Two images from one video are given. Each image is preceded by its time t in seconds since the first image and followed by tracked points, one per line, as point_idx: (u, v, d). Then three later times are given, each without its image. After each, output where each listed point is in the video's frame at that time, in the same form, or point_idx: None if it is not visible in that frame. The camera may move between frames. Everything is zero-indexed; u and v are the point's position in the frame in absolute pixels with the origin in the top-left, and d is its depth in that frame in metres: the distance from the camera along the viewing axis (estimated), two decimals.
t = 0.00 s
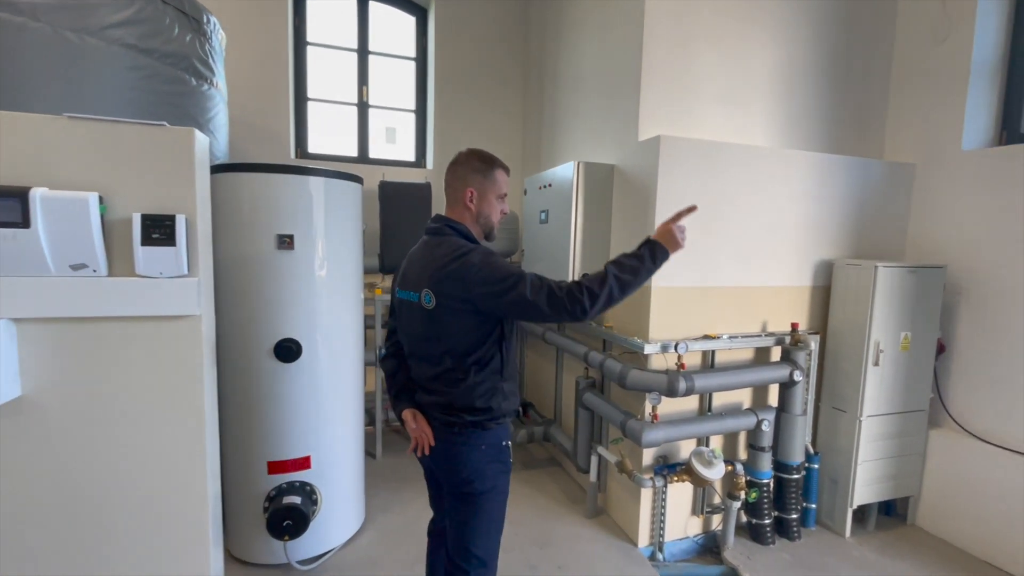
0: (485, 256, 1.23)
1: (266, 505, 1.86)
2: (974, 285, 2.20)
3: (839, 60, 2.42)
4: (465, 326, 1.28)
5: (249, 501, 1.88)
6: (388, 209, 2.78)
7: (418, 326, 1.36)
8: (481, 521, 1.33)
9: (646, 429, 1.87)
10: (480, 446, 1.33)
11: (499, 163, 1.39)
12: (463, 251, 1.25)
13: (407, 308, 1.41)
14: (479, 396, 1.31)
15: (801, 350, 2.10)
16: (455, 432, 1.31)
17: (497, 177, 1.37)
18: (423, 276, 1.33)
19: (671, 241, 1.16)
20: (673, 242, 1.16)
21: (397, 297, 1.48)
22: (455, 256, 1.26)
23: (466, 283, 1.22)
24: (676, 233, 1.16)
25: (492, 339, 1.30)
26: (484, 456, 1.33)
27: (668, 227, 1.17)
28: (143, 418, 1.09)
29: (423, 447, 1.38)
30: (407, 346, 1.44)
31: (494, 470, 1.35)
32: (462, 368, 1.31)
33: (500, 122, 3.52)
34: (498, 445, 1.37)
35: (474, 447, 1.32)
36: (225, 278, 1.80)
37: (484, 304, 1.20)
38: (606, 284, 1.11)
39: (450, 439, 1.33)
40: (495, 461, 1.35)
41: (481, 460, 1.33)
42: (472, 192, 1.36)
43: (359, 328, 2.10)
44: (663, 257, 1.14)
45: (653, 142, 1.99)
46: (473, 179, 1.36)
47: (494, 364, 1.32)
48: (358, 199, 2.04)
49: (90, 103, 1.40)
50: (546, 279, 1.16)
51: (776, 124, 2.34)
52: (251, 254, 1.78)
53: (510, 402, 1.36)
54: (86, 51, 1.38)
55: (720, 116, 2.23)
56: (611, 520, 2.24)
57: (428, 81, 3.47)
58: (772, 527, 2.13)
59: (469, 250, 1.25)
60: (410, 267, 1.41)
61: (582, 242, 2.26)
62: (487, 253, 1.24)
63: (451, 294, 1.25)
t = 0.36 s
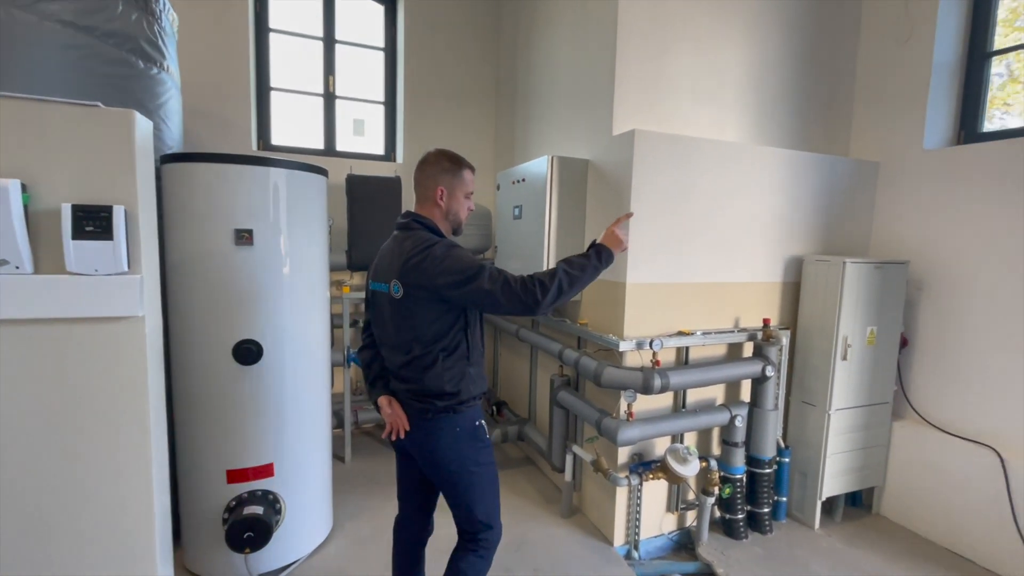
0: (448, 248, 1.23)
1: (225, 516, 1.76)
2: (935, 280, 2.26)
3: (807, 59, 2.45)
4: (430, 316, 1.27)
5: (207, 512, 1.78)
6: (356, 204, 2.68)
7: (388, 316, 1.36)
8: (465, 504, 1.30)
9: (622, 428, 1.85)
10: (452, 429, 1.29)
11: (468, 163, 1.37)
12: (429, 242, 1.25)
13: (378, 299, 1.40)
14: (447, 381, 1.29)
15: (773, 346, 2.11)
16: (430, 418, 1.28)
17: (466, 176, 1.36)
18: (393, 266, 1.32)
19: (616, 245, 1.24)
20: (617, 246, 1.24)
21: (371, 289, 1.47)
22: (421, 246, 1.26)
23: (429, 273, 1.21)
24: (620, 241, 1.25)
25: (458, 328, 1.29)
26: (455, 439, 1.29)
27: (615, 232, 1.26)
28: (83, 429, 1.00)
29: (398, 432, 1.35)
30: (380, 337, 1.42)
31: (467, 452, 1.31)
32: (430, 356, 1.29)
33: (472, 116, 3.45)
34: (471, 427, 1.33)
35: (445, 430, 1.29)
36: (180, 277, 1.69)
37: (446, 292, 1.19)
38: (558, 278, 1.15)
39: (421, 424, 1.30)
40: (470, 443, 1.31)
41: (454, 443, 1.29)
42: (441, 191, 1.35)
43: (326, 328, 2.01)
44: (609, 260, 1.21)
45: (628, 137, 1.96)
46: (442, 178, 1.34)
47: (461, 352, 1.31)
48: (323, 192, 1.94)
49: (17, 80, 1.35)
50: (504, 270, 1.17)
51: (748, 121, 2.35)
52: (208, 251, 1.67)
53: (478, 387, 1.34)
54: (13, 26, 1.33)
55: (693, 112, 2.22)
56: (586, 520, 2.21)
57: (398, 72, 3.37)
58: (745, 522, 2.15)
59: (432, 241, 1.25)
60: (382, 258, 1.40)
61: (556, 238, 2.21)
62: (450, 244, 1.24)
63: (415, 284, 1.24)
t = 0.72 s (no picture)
0: (456, 253, 1.25)
1: (188, 528, 1.66)
2: (906, 275, 2.31)
3: (784, 55, 2.47)
4: (431, 317, 1.28)
5: (168, 524, 1.67)
6: (327, 198, 2.57)
7: (381, 311, 1.32)
8: (464, 491, 1.33)
9: (605, 425, 1.82)
10: (453, 419, 1.32)
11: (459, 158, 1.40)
12: (436, 241, 1.26)
13: (367, 294, 1.36)
14: (448, 376, 1.31)
15: (752, 340, 2.12)
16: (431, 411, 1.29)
17: (458, 171, 1.39)
18: (391, 260, 1.30)
19: (600, 322, 1.37)
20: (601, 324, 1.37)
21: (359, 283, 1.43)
22: (427, 245, 1.26)
23: (436, 276, 1.23)
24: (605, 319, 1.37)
25: (456, 327, 1.33)
26: (457, 429, 1.32)
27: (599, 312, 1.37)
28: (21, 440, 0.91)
29: (395, 428, 1.32)
30: (369, 331, 1.40)
31: (467, 441, 1.34)
32: (428, 352, 1.30)
33: (448, 108, 3.37)
34: (469, 417, 1.36)
35: (448, 422, 1.31)
36: (136, 275, 1.58)
37: (453, 298, 1.22)
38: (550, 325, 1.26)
39: (422, 418, 1.30)
40: (469, 431, 1.35)
41: (454, 433, 1.32)
42: (436, 186, 1.37)
43: (297, 328, 1.93)
44: (591, 331, 1.34)
45: (609, 129, 1.93)
46: (435, 174, 1.36)
47: (458, 348, 1.35)
48: (292, 184, 1.85)
49: None
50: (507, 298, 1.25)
51: (726, 116, 2.35)
52: (165, 246, 1.56)
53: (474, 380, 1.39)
54: None
55: (674, 105, 2.21)
56: (567, 518, 2.18)
57: (371, 61, 3.26)
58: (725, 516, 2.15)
59: (440, 243, 1.26)
60: (372, 251, 1.37)
61: (536, 232, 2.17)
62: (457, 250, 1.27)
63: (421, 282, 1.24)
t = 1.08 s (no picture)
0: (500, 266, 1.31)
1: (157, 544, 1.56)
2: (890, 271, 2.33)
3: (769, 51, 2.46)
4: (469, 325, 1.32)
5: (133, 542, 1.57)
6: (305, 193, 2.46)
7: (416, 315, 1.33)
8: (486, 487, 1.39)
9: (596, 426, 1.78)
10: (477, 419, 1.37)
11: (500, 167, 1.43)
12: (480, 251, 1.30)
13: (400, 297, 1.36)
14: (479, 378, 1.38)
15: (742, 338, 2.10)
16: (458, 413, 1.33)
17: (498, 180, 1.42)
18: (429, 265, 1.31)
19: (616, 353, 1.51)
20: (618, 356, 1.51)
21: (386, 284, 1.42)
22: (471, 254, 1.30)
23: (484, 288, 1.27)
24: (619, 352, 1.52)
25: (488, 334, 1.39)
26: (480, 429, 1.36)
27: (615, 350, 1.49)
28: None
29: (413, 431, 1.36)
30: (397, 334, 1.40)
31: (488, 440, 1.39)
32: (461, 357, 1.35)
33: (430, 101, 3.29)
34: (493, 416, 1.41)
35: (474, 421, 1.36)
36: (98, 277, 1.47)
37: (498, 311, 1.29)
38: (582, 349, 1.38)
39: (446, 418, 1.34)
40: (492, 429, 1.40)
41: (477, 432, 1.37)
42: (476, 193, 1.39)
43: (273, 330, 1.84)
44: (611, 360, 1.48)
45: (599, 122, 1.88)
46: (476, 180, 1.39)
47: (487, 354, 1.42)
48: (267, 179, 1.75)
49: None
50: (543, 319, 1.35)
51: (713, 112, 2.33)
52: (129, 245, 1.45)
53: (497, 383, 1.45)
54: None
55: (662, 100, 2.17)
56: (557, 521, 2.14)
57: (349, 52, 3.15)
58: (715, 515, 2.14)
59: (484, 253, 1.31)
60: (406, 253, 1.36)
61: (523, 229, 2.11)
62: (500, 262, 1.32)
63: (465, 292, 1.28)
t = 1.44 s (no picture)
0: (561, 265, 1.33)
1: (129, 563, 1.47)
2: (882, 268, 2.32)
3: (761, 45, 2.43)
4: (524, 319, 1.33)
5: (102, 561, 1.47)
6: (286, 190, 2.37)
7: (471, 304, 1.32)
8: (510, 482, 1.38)
9: (592, 429, 1.72)
10: (509, 413, 1.37)
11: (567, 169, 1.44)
12: (544, 247, 1.33)
13: (457, 284, 1.34)
14: (520, 372, 1.37)
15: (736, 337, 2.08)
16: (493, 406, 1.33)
17: (565, 182, 1.43)
18: (492, 257, 1.30)
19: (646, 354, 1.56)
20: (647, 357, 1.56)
21: (441, 270, 1.40)
22: (539, 252, 1.32)
23: (548, 284, 1.30)
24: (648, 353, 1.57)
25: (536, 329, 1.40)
26: (511, 424, 1.37)
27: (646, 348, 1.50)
28: None
29: (442, 419, 1.36)
30: (443, 321, 1.38)
31: (517, 436, 1.39)
32: (509, 350, 1.35)
33: (416, 95, 3.20)
34: (524, 411, 1.42)
35: (507, 415, 1.37)
36: (62, 279, 1.37)
37: (558, 308, 1.31)
38: (626, 349, 1.44)
39: (482, 409, 1.34)
40: (521, 425, 1.40)
41: (506, 427, 1.37)
42: (545, 192, 1.40)
43: (252, 332, 1.75)
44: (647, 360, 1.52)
45: (592, 116, 1.83)
46: (546, 180, 1.39)
47: (531, 348, 1.42)
48: (245, 173, 1.67)
49: None
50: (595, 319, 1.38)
51: (706, 107, 2.30)
52: (95, 245, 1.36)
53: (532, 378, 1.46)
54: None
55: (655, 94, 2.13)
56: (551, 525, 2.09)
57: (332, 44, 3.05)
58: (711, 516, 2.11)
59: (547, 251, 1.33)
60: (469, 242, 1.35)
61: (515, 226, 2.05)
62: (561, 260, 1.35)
63: (529, 286, 1.29)
